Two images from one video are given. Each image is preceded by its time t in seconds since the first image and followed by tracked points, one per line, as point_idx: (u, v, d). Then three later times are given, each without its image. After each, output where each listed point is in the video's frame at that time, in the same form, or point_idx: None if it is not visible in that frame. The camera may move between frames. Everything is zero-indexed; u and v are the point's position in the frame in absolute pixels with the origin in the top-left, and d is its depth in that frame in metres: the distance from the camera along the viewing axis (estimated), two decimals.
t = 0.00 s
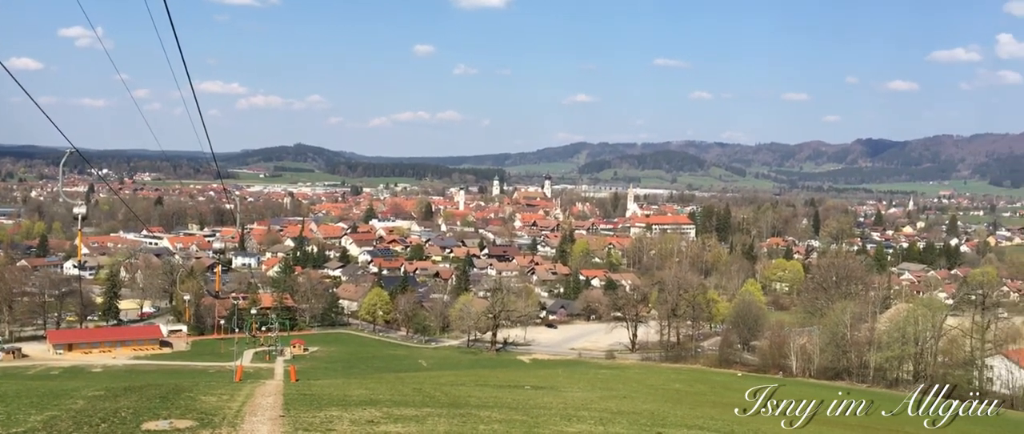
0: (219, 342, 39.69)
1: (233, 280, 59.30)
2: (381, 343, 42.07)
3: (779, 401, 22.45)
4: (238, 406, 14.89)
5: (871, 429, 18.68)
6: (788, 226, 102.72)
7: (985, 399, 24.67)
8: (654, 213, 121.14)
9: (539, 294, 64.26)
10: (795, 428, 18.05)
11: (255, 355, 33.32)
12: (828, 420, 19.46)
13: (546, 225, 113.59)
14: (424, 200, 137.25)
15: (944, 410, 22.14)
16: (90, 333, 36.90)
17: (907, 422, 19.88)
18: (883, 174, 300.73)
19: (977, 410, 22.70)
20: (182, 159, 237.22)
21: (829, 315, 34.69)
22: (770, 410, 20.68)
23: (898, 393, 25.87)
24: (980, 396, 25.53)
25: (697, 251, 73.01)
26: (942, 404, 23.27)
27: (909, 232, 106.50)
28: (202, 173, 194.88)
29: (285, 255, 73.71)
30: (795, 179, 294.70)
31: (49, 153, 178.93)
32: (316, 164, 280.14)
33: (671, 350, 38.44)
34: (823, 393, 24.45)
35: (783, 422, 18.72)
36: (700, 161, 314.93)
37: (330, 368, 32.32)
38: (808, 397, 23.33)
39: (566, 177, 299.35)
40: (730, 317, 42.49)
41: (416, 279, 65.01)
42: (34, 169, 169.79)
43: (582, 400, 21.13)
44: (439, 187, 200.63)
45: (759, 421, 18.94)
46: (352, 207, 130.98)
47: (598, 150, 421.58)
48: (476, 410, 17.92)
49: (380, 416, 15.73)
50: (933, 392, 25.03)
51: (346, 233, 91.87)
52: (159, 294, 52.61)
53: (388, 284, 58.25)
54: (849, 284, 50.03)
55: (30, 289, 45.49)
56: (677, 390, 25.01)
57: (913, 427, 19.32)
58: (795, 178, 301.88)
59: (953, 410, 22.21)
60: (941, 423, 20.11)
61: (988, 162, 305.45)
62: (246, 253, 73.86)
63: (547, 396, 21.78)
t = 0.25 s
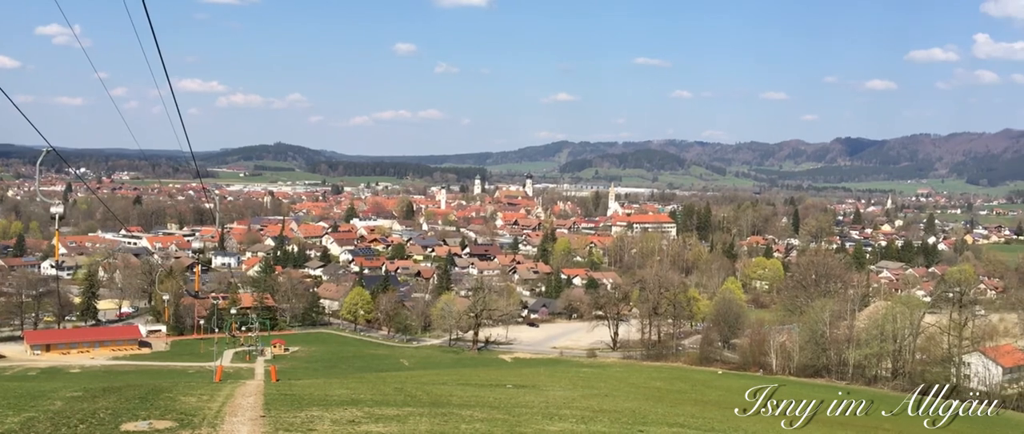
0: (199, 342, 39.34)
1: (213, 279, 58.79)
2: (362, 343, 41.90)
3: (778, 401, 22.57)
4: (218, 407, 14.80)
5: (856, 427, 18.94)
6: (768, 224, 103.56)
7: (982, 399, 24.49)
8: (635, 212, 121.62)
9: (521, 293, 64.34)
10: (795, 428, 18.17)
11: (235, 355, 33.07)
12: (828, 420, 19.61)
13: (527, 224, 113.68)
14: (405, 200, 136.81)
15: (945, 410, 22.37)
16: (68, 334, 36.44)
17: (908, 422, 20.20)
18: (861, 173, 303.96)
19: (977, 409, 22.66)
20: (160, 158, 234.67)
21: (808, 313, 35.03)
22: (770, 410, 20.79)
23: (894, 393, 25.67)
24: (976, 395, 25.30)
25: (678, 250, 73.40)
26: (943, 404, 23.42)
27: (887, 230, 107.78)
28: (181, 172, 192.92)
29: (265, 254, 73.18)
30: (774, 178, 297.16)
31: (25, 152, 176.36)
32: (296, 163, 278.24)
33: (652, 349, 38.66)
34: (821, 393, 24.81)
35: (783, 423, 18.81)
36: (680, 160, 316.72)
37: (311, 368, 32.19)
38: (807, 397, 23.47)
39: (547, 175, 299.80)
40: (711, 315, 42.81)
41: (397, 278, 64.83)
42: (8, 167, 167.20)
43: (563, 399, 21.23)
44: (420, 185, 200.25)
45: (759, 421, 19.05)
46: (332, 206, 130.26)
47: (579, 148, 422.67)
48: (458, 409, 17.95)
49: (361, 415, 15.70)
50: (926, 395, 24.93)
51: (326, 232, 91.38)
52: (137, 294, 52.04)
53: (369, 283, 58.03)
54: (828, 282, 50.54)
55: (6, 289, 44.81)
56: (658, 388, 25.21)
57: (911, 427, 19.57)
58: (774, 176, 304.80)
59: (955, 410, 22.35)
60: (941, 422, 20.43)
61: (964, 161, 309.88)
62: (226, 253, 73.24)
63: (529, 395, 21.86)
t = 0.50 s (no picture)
0: (179, 343, 39.03)
1: (193, 280, 58.34)
2: (344, 343, 41.76)
3: (779, 401, 22.46)
4: (199, 408, 14.72)
5: (838, 424, 19.16)
6: (749, 223, 104.35)
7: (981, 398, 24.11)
8: (617, 211, 122.02)
9: (503, 292, 64.41)
10: (795, 429, 18.14)
11: (215, 355, 32.84)
12: (828, 420, 19.54)
13: (510, 223, 113.76)
14: (387, 199, 136.41)
15: (945, 410, 21.77)
16: (46, 335, 35.97)
17: (908, 424, 19.75)
18: (840, 172, 307.04)
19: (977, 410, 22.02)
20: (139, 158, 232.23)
21: (789, 311, 35.38)
22: (770, 410, 20.74)
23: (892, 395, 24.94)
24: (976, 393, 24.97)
25: (660, 248, 73.77)
26: (943, 404, 22.78)
27: (867, 229, 109.00)
28: (161, 172, 191.01)
29: (246, 255, 72.69)
30: (755, 177, 299.45)
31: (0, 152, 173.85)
32: (277, 163, 276.59)
33: (634, 347, 38.87)
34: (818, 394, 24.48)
35: (784, 422, 18.79)
36: (662, 159, 318.35)
37: (292, 368, 32.06)
38: (808, 397, 23.35)
39: (530, 175, 300.15)
40: (692, 314, 43.12)
41: (379, 278, 64.66)
42: None
43: (545, 398, 21.31)
44: (402, 185, 199.67)
45: (759, 421, 19.03)
46: (313, 206, 129.65)
47: (561, 148, 423.58)
48: (440, 409, 17.97)
49: (343, 416, 15.69)
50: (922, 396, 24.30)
51: (308, 232, 90.91)
52: (117, 295, 51.54)
53: (351, 283, 57.84)
54: (808, 281, 51.05)
55: None
56: (640, 387, 25.35)
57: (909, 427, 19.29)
58: (754, 175, 307.25)
59: (955, 410, 21.77)
60: (942, 423, 19.91)
61: (941, 160, 313.95)
62: (206, 253, 72.69)
63: (511, 394, 21.94)
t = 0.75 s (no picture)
0: (158, 344, 38.60)
1: (171, 281, 57.72)
2: (324, 343, 41.56)
3: (778, 401, 22.44)
4: (178, 409, 14.62)
5: (818, 421, 19.41)
6: (728, 221, 105.19)
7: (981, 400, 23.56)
8: (597, 210, 122.44)
9: (484, 291, 64.43)
10: (795, 429, 18.09)
11: (194, 357, 32.54)
12: (828, 420, 19.53)
13: (490, 222, 113.81)
14: (367, 199, 135.95)
15: (945, 410, 21.78)
16: (22, 337, 35.39)
17: (906, 422, 19.74)
18: (818, 171, 310.36)
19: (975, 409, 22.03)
20: (115, 158, 229.39)
21: (768, 309, 35.72)
22: (769, 410, 20.72)
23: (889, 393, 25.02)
24: (977, 394, 24.38)
25: (640, 247, 74.15)
26: (943, 404, 22.78)
27: (845, 227, 110.25)
28: (138, 172, 188.83)
29: (225, 255, 72.07)
30: (734, 176, 301.77)
31: None
32: (256, 162, 274.59)
33: (615, 346, 39.08)
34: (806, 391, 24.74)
35: (783, 423, 18.75)
36: (642, 159, 319.92)
37: (272, 370, 31.86)
38: (807, 397, 23.38)
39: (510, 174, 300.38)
40: (673, 312, 43.43)
41: (360, 278, 64.41)
42: None
43: (527, 397, 21.41)
44: (382, 185, 198.97)
45: (759, 421, 19.01)
46: (293, 206, 128.90)
47: (541, 147, 424.24)
48: (421, 409, 17.99)
49: (323, 417, 15.67)
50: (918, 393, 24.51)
51: (287, 232, 90.32)
52: (94, 296, 50.87)
53: (331, 283, 57.54)
54: (787, 279, 51.60)
55: None
56: (622, 385, 25.51)
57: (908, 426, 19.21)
58: (734, 174, 309.69)
59: (955, 410, 21.74)
60: (942, 423, 19.88)
61: (916, 159, 318.20)
62: (184, 253, 71.95)
63: (492, 393, 22.02)
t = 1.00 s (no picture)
0: (141, 346, 38.28)
1: (155, 282, 57.31)
2: (309, 344, 41.39)
3: (779, 401, 22.47)
4: (162, 411, 14.56)
5: (803, 418, 19.59)
6: (712, 220, 105.76)
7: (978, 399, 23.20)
8: (582, 210, 122.85)
9: (470, 291, 64.43)
10: (794, 429, 18.05)
11: (178, 358, 32.29)
12: (828, 420, 19.49)
13: (476, 222, 113.78)
14: (352, 199, 135.60)
15: (945, 410, 21.47)
16: (4, 339, 35.00)
17: (907, 424, 19.50)
18: (802, 169, 312.80)
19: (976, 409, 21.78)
20: (97, 158, 227.23)
21: (753, 308, 35.99)
22: (770, 410, 20.82)
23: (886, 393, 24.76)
24: (975, 395, 24.11)
25: (625, 246, 74.47)
26: (943, 404, 22.46)
27: (828, 226, 111.19)
28: (121, 172, 187.12)
29: (209, 256, 71.61)
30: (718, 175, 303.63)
31: None
32: (240, 162, 272.95)
33: (600, 345, 39.20)
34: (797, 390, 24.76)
35: (784, 423, 18.75)
36: (627, 158, 320.95)
37: (257, 371, 31.70)
38: (808, 397, 23.25)
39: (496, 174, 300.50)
40: (658, 311, 43.64)
41: (345, 279, 64.21)
42: None
43: (513, 396, 21.46)
44: (367, 184, 198.35)
45: (759, 421, 19.05)
46: (277, 206, 128.31)
47: (526, 147, 424.56)
48: (407, 409, 18.00)
49: (308, 417, 15.64)
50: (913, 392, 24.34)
51: (272, 232, 89.88)
52: (77, 298, 50.41)
53: (316, 284, 57.34)
54: (771, 277, 52.02)
55: None
56: (607, 384, 25.59)
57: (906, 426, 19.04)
58: (718, 173, 311.38)
59: (956, 409, 21.43)
60: (942, 424, 19.62)
61: (899, 157, 321.26)
62: (167, 254, 71.41)
63: (478, 393, 22.04)
